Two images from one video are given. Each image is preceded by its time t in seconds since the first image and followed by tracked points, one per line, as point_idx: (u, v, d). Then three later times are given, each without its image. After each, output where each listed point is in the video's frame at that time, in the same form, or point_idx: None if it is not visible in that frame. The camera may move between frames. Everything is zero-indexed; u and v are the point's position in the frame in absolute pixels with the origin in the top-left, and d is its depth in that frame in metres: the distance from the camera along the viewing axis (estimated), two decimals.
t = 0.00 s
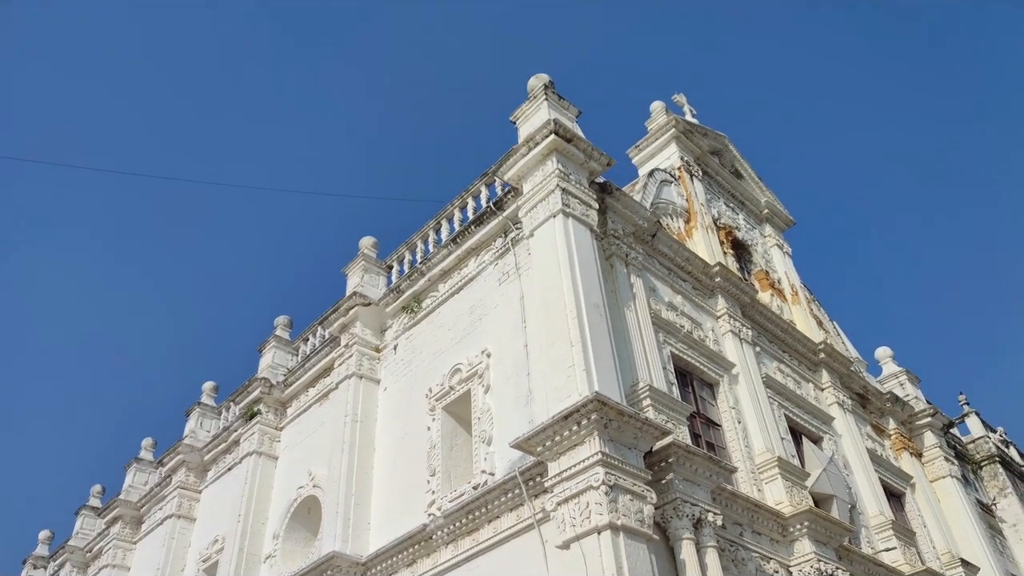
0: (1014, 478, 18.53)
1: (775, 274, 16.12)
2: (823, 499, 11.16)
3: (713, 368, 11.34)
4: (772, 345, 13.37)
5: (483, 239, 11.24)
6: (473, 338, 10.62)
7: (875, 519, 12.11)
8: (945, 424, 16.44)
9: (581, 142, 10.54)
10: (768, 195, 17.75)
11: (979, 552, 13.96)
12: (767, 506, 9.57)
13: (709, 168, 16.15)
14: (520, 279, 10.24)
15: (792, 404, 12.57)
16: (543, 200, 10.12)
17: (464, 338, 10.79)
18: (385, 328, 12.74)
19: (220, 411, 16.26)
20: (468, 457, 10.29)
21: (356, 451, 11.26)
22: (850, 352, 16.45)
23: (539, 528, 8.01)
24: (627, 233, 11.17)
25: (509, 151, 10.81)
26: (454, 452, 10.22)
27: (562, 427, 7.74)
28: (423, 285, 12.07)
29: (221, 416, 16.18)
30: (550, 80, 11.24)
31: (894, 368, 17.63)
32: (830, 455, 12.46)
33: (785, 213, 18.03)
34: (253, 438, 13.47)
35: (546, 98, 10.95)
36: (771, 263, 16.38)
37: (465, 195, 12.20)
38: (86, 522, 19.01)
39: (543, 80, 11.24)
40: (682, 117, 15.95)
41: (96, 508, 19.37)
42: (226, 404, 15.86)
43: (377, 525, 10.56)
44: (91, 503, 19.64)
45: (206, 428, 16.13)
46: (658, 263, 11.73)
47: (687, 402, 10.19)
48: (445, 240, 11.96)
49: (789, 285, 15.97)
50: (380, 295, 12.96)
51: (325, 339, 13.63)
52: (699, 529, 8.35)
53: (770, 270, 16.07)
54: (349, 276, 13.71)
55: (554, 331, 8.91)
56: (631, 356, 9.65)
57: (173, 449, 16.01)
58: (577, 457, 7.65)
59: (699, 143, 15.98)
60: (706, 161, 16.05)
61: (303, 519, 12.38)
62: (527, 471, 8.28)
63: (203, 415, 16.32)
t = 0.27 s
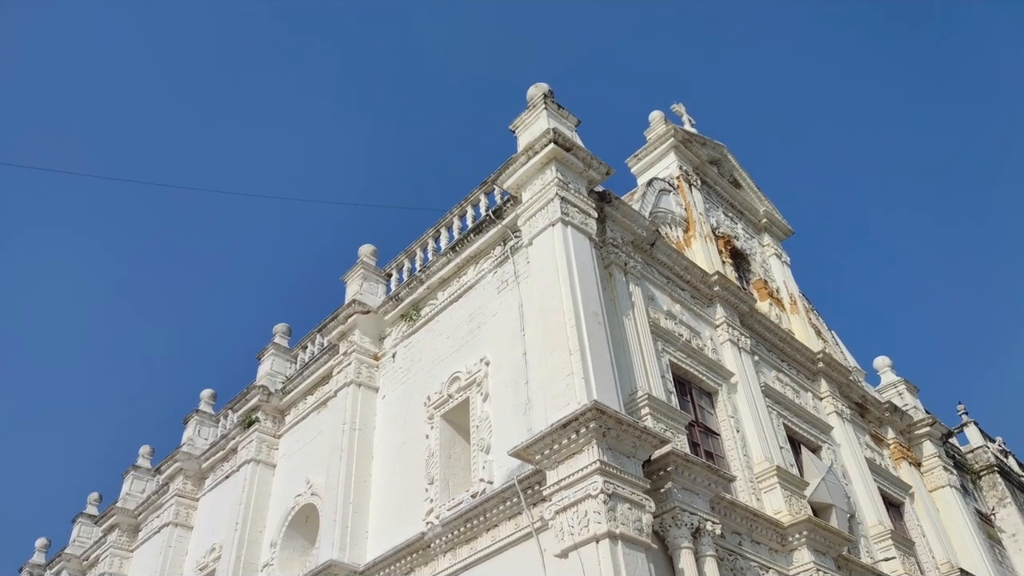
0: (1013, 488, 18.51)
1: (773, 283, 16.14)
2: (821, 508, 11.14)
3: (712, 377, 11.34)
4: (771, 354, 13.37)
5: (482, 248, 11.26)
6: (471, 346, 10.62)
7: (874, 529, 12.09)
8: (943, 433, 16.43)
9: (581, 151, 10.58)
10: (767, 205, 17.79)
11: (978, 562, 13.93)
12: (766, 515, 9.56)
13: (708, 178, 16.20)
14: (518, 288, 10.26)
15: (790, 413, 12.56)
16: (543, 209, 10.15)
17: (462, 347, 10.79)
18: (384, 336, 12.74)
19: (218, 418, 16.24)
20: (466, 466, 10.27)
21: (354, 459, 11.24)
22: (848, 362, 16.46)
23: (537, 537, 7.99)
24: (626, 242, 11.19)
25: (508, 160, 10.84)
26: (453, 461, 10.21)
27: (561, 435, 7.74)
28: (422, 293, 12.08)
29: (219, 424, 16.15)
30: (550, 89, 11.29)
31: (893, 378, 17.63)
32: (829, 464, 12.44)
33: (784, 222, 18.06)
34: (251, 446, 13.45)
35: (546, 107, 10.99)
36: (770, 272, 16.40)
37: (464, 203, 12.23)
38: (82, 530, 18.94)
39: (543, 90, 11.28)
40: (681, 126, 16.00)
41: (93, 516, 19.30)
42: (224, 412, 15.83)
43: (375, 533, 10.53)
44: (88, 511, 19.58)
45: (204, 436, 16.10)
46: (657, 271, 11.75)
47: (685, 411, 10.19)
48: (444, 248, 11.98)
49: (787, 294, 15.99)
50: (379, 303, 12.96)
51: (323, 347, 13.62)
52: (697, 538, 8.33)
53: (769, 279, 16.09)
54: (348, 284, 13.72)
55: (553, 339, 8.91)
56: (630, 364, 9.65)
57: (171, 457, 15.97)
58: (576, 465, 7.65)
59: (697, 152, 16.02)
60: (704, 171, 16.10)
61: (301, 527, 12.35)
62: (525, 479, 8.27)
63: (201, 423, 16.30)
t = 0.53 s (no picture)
0: (1009, 491, 18.53)
1: (770, 286, 16.15)
2: (818, 511, 11.14)
3: (709, 379, 11.34)
4: (767, 357, 13.38)
5: (479, 250, 11.26)
6: (468, 348, 10.61)
7: (870, 531, 12.09)
8: (939, 436, 16.45)
9: (577, 153, 10.58)
10: (763, 208, 17.81)
11: (974, 565, 13.95)
12: (763, 517, 9.56)
13: (704, 180, 16.21)
14: (515, 290, 10.26)
15: (787, 415, 12.57)
16: (540, 211, 10.15)
17: (459, 349, 10.78)
18: (381, 338, 12.72)
19: (214, 420, 16.20)
20: (463, 468, 10.26)
21: (350, 461, 11.22)
22: (845, 364, 16.48)
23: (533, 539, 7.98)
24: (623, 244, 11.20)
25: (505, 162, 10.85)
26: (449, 463, 10.20)
27: (557, 437, 7.73)
28: (419, 295, 12.07)
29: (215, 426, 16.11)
30: (547, 92, 11.29)
31: (889, 381, 17.66)
32: (826, 467, 12.44)
33: (780, 225, 18.08)
34: (247, 448, 13.42)
35: (543, 110, 11.00)
36: (766, 275, 16.42)
37: (461, 205, 12.23)
38: (77, 532, 18.88)
39: (539, 92, 11.29)
40: (677, 129, 16.02)
41: (88, 518, 19.24)
42: (220, 414, 15.80)
43: (371, 536, 10.51)
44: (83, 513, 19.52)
45: (200, 438, 16.06)
46: (654, 274, 11.75)
47: (682, 413, 10.19)
48: (441, 250, 11.97)
49: (784, 296, 16.01)
50: (376, 305, 12.95)
51: (320, 349, 13.60)
52: (694, 540, 8.33)
53: (765, 282, 16.11)
54: (345, 286, 13.70)
55: (550, 341, 8.91)
56: (626, 366, 9.65)
57: (167, 459, 15.93)
58: (572, 467, 7.64)
59: (694, 155, 16.05)
60: (701, 173, 16.12)
61: (296, 530, 12.32)
62: (521, 481, 8.27)
63: (197, 425, 16.26)
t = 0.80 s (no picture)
0: (1009, 489, 18.54)
1: (769, 284, 16.16)
2: (817, 509, 11.15)
3: (709, 377, 11.35)
4: (767, 355, 13.39)
5: (479, 248, 11.26)
6: (468, 346, 10.62)
7: (870, 529, 12.11)
8: (939, 434, 16.46)
9: (578, 151, 10.58)
10: (763, 206, 17.82)
11: (973, 563, 13.97)
12: (762, 515, 9.57)
13: (704, 179, 16.22)
14: (515, 288, 10.26)
15: (787, 413, 12.58)
16: (540, 209, 10.15)
17: (459, 347, 10.78)
18: (381, 336, 12.73)
19: (214, 418, 16.21)
20: (463, 465, 10.27)
21: (351, 459, 11.23)
22: (844, 363, 16.49)
23: (533, 537, 7.99)
24: (623, 242, 11.21)
25: (505, 161, 10.85)
26: (449, 460, 10.21)
27: (557, 435, 7.74)
28: (419, 293, 12.08)
29: (215, 424, 16.12)
30: (547, 90, 11.29)
31: (889, 379, 17.67)
32: (825, 465, 12.46)
33: (780, 224, 18.08)
34: (247, 446, 13.43)
35: (543, 108, 11.00)
36: (766, 273, 16.43)
37: (461, 204, 12.23)
38: (78, 529, 18.90)
39: (539, 91, 11.29)
40: (677, 127, 16.03)
41: (89, 516, 19.26)
42: (220, 412, 15.81)
43: (371, 533, 10.52)
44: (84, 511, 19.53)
45: (200, 436, 16.06)
46: (654, 272, 11.76)
47: (682, 411, 10.20)
48: (441, 248, 11.98)
49: (784, 295, 16.02)
50: (376, 303, 12.95)
51: (320, 347, 13.61)
52: (693, 538, 8.34)
53: (765, 281, 16.12)
54: (345, 285, 13.71)
55: (550, 339, 8.91)
56: (626, 364, 9.65)
57: (167, 457, 15.94)
58: (572, 465, 7.65)
59: (694, 154, 16.04)
60: (701, 172, 16.12)
61: (296, 527, 12.33)
62: (521, 479, 8.28)
63: (197, 423, 16.26)
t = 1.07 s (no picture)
0: (1002, 473, 18.68)
1: (767, 270, 16.17)
2: (812, 492, 11.23)
3: (705, 362, 11.38)
4: (764, 340, 13.42)
5: (477, 232, 11.24)
6: (465, 330, 10.62)
7: (864, 512, 12.21)
8: (933, 419, 16.55)
9: (576, 135, 10.54)
10: (761, 192, 17.79)
11: (965, 546, 14.12)
12: (757, 499, 9.64)
13: (703, 164, 16.18)
14: (513, 272, 10.26)
15: (782, 398, 12.63)
16: (538, 193, 10.12)
17: (456, 330, 10.79)
18: (378, 319, 12.73)
19: (211, 401, 16.22)
20: (460, 448, 10.31)
21: (348, 441, 11.26)
22: (840, 348, 16.54)
23: (529, 519, 8.04)
24: (621, 227, 11.20)
25: (503, 144, 10.81)
26: (446, 443, 10.24)
27: (554, 418, 7.77)
28: (416, 277, 12.06)
29: (212, 407, 16.14)
30: (545, 74, 11.22)
31: (884, 365, 17.73)
32: (820, 449, 12.53)
33: (778, 209, 18.07)
34: (245, 429, 13.46)
35: (541, 92, 10.94)
36: (764, 259, 16.44)
37: (458, 187, 12.19)
38: (75, 511, 18.96)
39: (538, 74, 11.22)
40: (676, 112, 15.97)
41: (86, 497, 19.31)
42: (217, 394, 15.83)
43: (369, 515, 10.57)
44: (81, 492, 19.57)
45: (197, 418, 16.09)
46: (652, 257, 11.76)
47: (678, 395, 10.24)
48: (438, 232, 11.95)
49: (781, 280, 16.03)
50: (373, 287, 12.94)
51: (317, 331, 13.61)
52: (689, 520, 8.40)
53: (763, 266, 16.13)
54: (342, 268, 13.69)
55: (547, 324, 8.92)
56: (623, 349, 9.67)
57: (164, 439, 15.97)
58: (569, 448, 7.68)
59: (692, 138, 15.99)
60: (700, 157, 16.09)
61: (294, 509, 12.38)
62: (518, 462, 8.32)
63: (194, 405, 16.28)
